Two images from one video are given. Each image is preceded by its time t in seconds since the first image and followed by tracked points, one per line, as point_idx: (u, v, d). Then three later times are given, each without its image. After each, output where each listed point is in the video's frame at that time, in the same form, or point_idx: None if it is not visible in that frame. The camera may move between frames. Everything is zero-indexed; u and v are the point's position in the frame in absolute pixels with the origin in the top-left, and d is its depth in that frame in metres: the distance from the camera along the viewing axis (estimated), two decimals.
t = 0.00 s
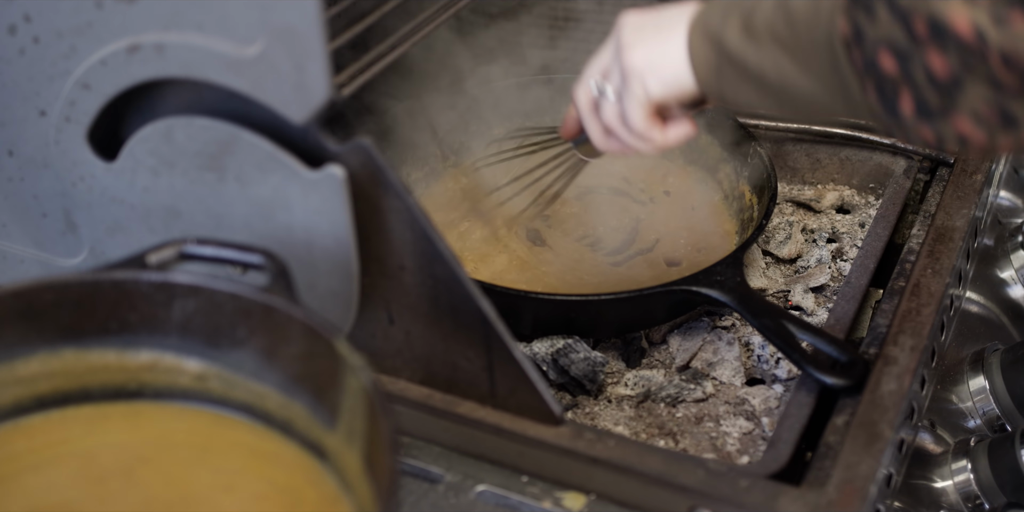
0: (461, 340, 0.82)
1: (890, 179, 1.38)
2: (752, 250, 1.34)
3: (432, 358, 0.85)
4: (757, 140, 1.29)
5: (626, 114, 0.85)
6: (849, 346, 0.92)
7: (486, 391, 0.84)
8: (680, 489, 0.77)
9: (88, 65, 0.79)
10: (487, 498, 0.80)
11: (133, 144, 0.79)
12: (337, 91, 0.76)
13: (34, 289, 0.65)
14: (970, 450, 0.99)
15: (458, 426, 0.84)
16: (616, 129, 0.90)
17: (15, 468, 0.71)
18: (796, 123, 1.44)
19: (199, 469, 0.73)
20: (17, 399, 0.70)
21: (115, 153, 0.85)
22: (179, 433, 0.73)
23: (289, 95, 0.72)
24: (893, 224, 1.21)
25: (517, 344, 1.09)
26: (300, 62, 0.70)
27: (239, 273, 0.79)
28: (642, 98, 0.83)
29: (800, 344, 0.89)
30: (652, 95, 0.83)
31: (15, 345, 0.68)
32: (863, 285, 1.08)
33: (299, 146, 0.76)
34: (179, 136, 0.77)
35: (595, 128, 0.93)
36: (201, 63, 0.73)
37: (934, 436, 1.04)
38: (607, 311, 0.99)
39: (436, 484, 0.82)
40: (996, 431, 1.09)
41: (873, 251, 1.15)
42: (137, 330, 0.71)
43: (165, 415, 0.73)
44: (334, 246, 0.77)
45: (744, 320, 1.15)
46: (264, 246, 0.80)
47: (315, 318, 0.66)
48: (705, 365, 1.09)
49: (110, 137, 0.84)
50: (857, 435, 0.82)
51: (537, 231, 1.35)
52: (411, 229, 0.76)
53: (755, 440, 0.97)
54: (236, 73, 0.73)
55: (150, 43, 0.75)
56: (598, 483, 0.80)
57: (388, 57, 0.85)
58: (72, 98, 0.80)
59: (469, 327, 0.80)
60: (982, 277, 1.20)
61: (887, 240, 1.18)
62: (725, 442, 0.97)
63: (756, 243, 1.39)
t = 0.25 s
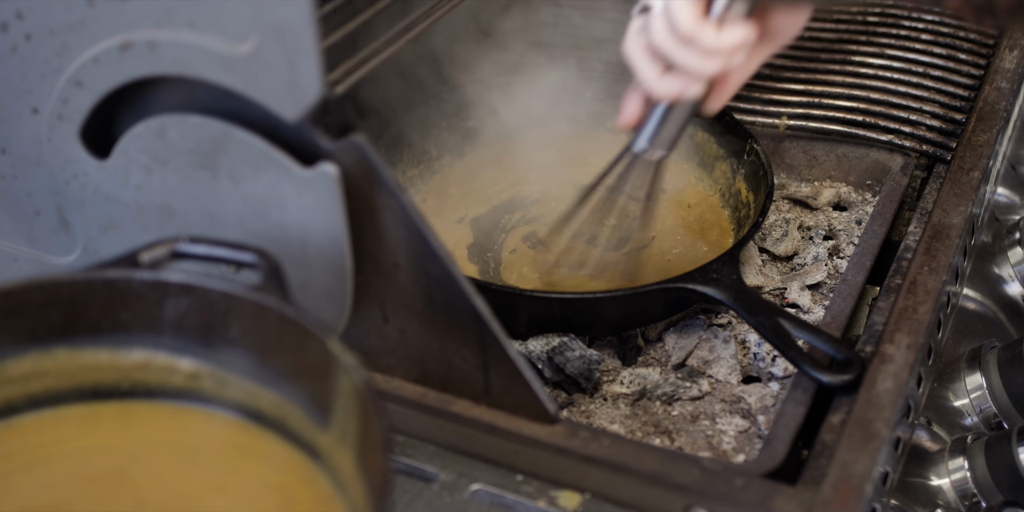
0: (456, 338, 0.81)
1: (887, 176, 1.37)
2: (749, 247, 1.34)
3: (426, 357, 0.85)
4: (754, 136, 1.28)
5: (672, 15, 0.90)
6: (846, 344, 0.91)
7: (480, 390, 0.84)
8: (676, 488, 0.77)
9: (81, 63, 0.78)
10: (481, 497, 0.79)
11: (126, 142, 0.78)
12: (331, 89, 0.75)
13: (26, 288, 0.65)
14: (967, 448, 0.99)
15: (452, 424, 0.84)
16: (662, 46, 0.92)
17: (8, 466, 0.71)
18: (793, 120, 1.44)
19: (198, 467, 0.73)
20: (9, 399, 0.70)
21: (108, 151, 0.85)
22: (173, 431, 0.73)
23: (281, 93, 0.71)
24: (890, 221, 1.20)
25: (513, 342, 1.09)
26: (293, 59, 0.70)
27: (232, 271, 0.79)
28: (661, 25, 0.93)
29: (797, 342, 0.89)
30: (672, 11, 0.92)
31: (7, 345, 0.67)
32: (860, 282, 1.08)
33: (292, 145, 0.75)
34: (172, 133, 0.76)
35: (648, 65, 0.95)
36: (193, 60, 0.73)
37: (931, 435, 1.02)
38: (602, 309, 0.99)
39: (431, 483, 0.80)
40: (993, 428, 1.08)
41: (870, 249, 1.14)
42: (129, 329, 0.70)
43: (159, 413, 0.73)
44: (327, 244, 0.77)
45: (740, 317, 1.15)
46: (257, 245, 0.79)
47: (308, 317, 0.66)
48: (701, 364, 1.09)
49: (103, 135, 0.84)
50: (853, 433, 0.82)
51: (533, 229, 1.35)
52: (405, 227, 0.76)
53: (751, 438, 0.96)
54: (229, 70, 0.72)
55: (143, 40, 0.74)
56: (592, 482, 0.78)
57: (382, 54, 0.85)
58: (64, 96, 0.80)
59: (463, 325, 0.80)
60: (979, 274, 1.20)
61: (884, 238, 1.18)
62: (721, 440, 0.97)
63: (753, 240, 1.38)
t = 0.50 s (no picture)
0: (451, 339, 0.81)
1: (885, 176, 1.37)
2: (746, 247, 1.34)
3: (421, 357, 0.85)
4: (751, 136, 1.28)
5: (662, 9, 0.92)
6: (843, 345, 0.91)
7: (476, 391, 0.84)
8: (671, 490, 0.76)
9: (74, 62, 0.78)
10: (477, 499, 0.79)
11: (120, 142, 0.78)
12: (325, 90, 0.75)
13: (19, 290, 0.65)
14: (965, 449, 0.99)
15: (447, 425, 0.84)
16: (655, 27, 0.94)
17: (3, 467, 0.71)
18: (791, 119, 1.44)
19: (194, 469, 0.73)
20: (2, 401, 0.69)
21: (102, 151, 0.84)
22: (169, 431, 0.73)
23: (275, 93, 0.71)
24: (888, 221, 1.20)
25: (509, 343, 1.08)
26: (287, 59, 0.70)
27: (227, 272, 0.78)
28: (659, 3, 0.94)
29: (794, 343, 0.88)
30: None
31: None
32: (857, 282, 1.07)
33: (287, 145, 0.75)
34: (166, 134, 0.76)
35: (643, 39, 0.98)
36: (186, 60, 0.73)
37: (929, 435, 1.02)
38: (599, 310, 0.99)
39: (427, 484, 0.81)
40: (991, 429, 1.08)
41: (867, 249, 1.14)
42: (122, 330, 0.70)
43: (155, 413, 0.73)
44: (322, 244, 0.76)
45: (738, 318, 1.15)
46: (251, 246, 0.79)
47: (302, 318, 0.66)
48: (698, 364, 1.09)
49: (97, 135, 0.83)
50: (850, 435, 0.81)
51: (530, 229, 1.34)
52: (400, 228, 0.75)
53: (748, 439, 0.96)
54: (222, 70, 0.72)
55: (136, 40, 0.74)
56: (588, 484, 0.79)
57: (378, 54, 0.84)
58: (58, 96, 0.80)
59: (458, 326, 0.79)
60: (978, 274, 1.20)
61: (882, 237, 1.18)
62: (718, 441, 0.96)
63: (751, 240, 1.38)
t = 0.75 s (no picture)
0: (444, 344, 0.81)
1: (881, 178, 1.37)
2: (742, 250, 1.34)
3: (415, 362, 0.85)
4: (747, 139, 1.27)
5: (670, 119, 0.82)
6: (839, 348, 0.91)
7: (469, 395, 0.84)
8: (666, 495, 0.76)
9: (67, 66, 0.78)
10: (471, 504, 0.79)
11: (113, 147, 0.78)
12: (318, 93, 0.75)
13: (10, 295, 0.65)
14: (961, 452, 0.99)
15: (441, 430, 0.83)
16: (667, 141, 0.86)
17: None
18: (787, 121, 1.43)
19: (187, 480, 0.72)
20: None
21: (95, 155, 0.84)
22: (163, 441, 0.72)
23: (268, 98, 0.71)
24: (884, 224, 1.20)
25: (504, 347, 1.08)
26: (279, 63, 0.69)
27: (220, 277, 0.78)
28: (689, 107, 0.79)
29: (790, 347, 0.88)
30: (698, 101, 0.78)
31: None
32: (853, 286, 1.07)
33: (280, 149, 0.75)
34: (159, 138, 0.76)
35: (637, 147, 0.89)
36: (179, 65, 0.73)
37: (925, 439, 1.02)
38: (593, 314, 0.98)
39: (420, 490, 0.80)
40: (987, 432, 1.08)
41: (863, 252, 1.14)
42: (114, 335, 0.70)
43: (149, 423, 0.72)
44: (314, 249, 0.76)
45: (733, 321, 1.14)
46: (244, 250, 0.79)
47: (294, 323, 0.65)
48: (693, 368, 1.09)
49: (89, 139, 0.83)
50: (845, 439, 0.81)
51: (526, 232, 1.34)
52: (393, 232, 0.75)
53: (743, 444, 0.96)
54: (215, 75, 0.72)
55: (129, 45, 0.74)
56: (582, 489, 0.79)
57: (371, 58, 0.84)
58: (51, 100, 0.79)
59: (452, 331, 0.79)
60: (974, 277, 1.20)
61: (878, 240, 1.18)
62: (713, 445, 0.96)
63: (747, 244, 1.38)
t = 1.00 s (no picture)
0: (438, 347, 0.81)
1: (877, 180, 1.37)
2: (738, 252, 1.34)
3: (409, 365, 0.85)
4: (743, 140, 1.27)
5: (730, 111, 0.87)
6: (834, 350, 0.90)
7: (464, 398, 0.83)
8: (660, 497, 0.76)
9: (59, 69, 0.77)
10: (465, 507, 0.78)
11: (106, 150, 0.78)
12: (310, 96, 0.74)
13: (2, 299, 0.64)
14: (958, 454, 0.98)
15: (435, 433, 0.83)
16: (728, 122, 0.90)
17: None
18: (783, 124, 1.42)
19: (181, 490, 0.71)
20: None
21: (89, 158, 0.84)
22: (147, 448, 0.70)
23: (260, 100, 0.71)
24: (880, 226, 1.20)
25: (499, 349, 1.08)
26: (271, 66, 0.69)
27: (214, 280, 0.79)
28: (746, 101, 0.84)
29: (785, 349, 0.88)
30: (755, 95, 0.83)
31: None
32: (849, 287, 1.07)
33: (273, 152, 0.74)
34: (152, 141, 0.75)
35: (703, 124, 0.93)
36: (172, 67, 0.72)
37: (920, 440, 1.02)
38: (589, 316, 0.98)
39: (414, 493, 0.79)
40: (984, 434, 1.08)
41: (858, 253, 1.14)
42: (105, 339, 0.70)
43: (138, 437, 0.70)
44: (307, 252, 0.76)
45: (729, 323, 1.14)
46: (237, 253, 0.79)
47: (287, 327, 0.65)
48: (688, 370, 1.08)
49: (82, 141, 0.83)
50: (840, 441, 0.81)
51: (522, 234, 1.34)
52: (386, 235, 0.75)
53: (738, 446, 0.96)
54: (207, 78, 0.72)
55: (121, 47, 0.74)
56: (576, 491, 0.78)
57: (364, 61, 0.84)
58: (44, 103, 0.79)
59: (446, 334, 0.79)
60: (971, 278, 1.20)
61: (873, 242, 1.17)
62: (708, 448, 0.96)
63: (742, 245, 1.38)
